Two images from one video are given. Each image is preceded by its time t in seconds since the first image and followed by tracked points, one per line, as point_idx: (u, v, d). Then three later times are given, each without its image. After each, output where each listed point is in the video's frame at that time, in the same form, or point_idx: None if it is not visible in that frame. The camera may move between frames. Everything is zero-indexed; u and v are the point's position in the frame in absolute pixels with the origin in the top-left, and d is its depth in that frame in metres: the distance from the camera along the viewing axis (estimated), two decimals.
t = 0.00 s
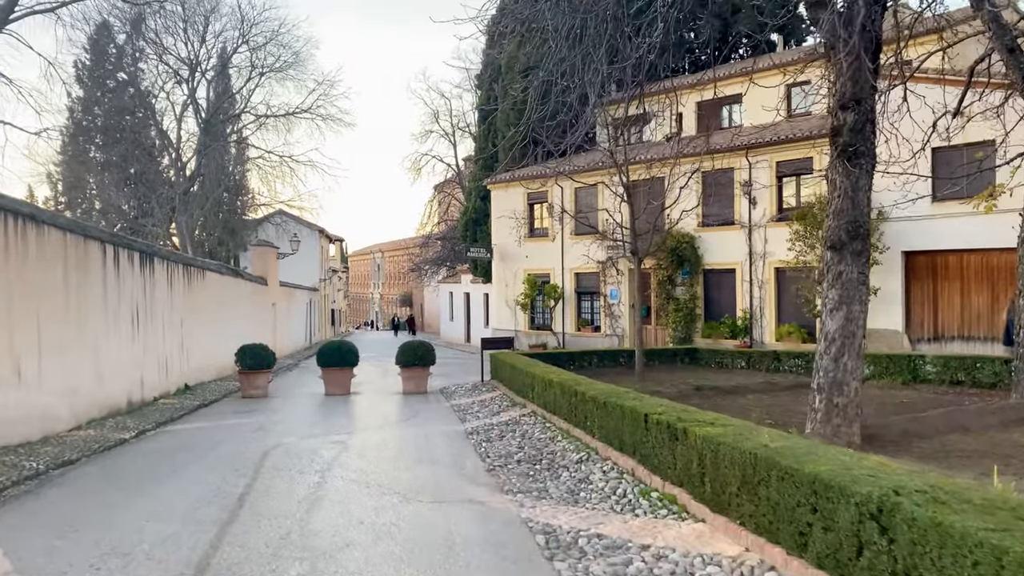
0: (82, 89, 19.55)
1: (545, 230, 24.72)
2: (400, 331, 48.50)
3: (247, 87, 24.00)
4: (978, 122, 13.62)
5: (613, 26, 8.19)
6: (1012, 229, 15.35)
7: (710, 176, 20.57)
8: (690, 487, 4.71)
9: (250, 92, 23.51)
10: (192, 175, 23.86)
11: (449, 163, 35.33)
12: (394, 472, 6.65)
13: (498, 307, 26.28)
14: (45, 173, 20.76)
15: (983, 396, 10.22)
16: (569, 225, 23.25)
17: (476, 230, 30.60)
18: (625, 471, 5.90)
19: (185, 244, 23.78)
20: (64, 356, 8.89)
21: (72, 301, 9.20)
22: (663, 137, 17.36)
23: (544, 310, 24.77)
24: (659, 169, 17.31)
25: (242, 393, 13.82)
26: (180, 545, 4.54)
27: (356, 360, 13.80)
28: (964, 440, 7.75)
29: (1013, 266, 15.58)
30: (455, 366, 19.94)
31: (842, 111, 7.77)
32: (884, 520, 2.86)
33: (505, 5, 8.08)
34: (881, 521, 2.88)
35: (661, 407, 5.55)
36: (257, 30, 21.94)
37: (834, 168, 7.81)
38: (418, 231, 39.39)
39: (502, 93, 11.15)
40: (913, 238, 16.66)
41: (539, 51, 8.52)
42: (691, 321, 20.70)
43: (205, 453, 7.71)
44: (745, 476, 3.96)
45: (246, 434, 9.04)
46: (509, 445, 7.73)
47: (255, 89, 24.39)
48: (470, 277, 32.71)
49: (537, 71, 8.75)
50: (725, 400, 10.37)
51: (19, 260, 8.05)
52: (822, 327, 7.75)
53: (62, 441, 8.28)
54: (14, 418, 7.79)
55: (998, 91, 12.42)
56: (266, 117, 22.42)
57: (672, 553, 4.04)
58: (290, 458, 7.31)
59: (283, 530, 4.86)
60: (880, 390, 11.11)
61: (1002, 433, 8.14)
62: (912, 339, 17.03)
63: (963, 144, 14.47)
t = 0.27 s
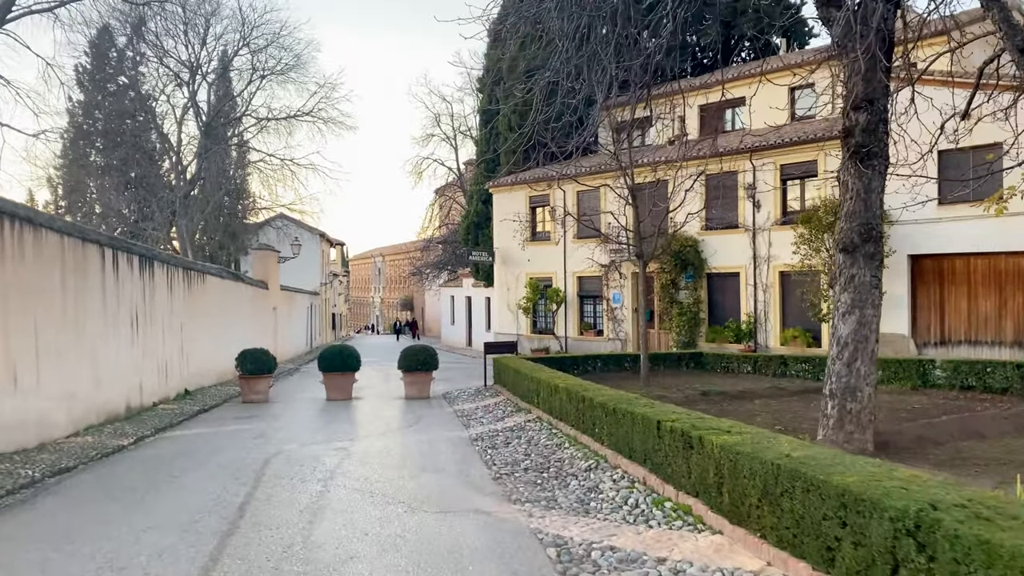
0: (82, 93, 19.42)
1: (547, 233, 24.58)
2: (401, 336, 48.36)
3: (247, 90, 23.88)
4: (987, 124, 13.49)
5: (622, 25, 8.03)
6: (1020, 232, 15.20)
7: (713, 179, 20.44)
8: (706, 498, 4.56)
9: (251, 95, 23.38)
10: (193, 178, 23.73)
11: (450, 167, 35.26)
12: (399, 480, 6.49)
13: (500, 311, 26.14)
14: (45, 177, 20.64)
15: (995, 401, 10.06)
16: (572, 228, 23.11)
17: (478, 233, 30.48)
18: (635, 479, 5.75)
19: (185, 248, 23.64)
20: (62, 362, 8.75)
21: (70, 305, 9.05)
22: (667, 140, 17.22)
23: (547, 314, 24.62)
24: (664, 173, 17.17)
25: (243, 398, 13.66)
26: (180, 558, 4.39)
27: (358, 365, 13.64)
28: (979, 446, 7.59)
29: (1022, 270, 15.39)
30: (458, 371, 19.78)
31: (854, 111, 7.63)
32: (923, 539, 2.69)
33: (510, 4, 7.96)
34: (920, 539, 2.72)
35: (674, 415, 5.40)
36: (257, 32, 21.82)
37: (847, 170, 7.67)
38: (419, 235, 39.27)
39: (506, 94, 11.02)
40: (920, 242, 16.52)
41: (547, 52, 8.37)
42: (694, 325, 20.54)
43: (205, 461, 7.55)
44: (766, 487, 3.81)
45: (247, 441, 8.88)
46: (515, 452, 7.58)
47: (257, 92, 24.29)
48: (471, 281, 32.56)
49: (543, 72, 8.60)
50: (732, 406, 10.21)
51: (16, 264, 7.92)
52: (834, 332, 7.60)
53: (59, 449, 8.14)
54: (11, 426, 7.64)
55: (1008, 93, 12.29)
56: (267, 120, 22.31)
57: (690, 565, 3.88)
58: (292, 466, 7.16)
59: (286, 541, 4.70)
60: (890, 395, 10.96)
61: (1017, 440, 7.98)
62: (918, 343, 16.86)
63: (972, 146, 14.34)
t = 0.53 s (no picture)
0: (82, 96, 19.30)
1: (550, 237, 24.42)
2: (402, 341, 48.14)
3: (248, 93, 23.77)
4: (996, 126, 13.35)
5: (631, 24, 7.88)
6: None
7: (718, 183, 20.30)
8: (724, 508, 4.39)
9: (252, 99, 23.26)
10: (194, 183, 23.60)
11: (452, 171, 35.14)
12: (403, 489, 6.32)
13: (502, 316, 25.97)
14: (45, 181, 20.51)
15: (1009, 407, 9.88)
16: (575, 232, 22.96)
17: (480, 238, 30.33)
18: (648, 488, 5.58)
19: (185, 252, 23.49)
20: (59, 368, 8.59)
21: (68, 310, 8.90)
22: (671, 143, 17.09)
23: (549, 319, 24.44)
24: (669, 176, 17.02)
25: (243, 404, 13.49)
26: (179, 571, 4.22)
27: (360, 370, 13.47)
28: (997, 453, 7.41)
29: None
30: (461, 376, 19.59)
31: (867, 111, 7.48)
32: (971, 556, 2.52)
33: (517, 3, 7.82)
34: (966, 556, 2.55)
35: (689, 421, 5.23)
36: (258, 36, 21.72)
37: (861, 171, 7.51)
38: (420, 240, 39.12)
39: (509, 96, 10.87)
40: (927, 246, 16.34)
41: (554, 51, 8.23)
42: (699, 330, 20.37)
43: (205, 468, 7.39)
44: (790, 497, 3.65)
45: (248, 448, 8.71)
46: (522, 460, 7.41)
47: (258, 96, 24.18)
48: (473, 285, 32.40)
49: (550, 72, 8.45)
50: (741, 412, 10.03)
51: (12, 268, 7.76)
52: (848, 336, 7.43)
53: (56, 456, 7.97)
54: (7, 433, 7.47)
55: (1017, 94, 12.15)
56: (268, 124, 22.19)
57: None
58: (293, 474, 6.99)
59: (288, 553, 4.53)
60: (902, 400, 10.78)
61: None
62: (925, 348, 16.67)
63: (980, 149, 14.20)
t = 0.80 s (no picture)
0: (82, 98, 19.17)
1: (553, 240, 24.24)
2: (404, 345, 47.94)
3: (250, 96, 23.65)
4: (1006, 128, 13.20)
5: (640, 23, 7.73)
6: None
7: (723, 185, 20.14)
8: (745, 521, 4.22)
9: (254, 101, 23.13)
10: (195, 186, 23.47)
11: (454, 174, 35.01)
12: (409, 498, 6.16)
13: (505, 320, 25.80)
14: (46, 184, 20.38)
15: None
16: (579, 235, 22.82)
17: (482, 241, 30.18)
18: (662, 498, 5.42)
19: (187, 256, 23.35)
20: (58, 373, 8.44)
21: (67, 314, 8.75)
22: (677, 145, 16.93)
23: (553, 323, 24.28)
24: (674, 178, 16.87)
25: (245, 408, 13.33)
26: None
27: (363, 374, 13.31)
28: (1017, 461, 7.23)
29: None
30: (464, 380, 19.42)
31: (883, 111, 7.31)
32: None
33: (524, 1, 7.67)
34: None
35: (705, 430, 5.07)
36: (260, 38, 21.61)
37: (876, 172, 7.35)
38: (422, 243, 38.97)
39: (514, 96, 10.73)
40: (936, 249, 16.17)
41: (562, 49, 8.07)
42: (704, 334, 20.20)
43: (206, 476, 7.23)
44: (819, 512, 3.48)
45: (250, 454, 8.55)
46: (530, 468, 7.24)
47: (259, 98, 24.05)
48: (475, 289, 32.25)
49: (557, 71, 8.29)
50: (752, 418, 9.85)
51: (10, 272, 7.62)
52: (864, 341, 7.25)
53: (54, 464, 7.81)
54: (5, 439, 7.32)
55: None
56: (270, 126, 22.07)
57: None
58: (296, 482, 6.83)
59: (293, 567, 4.38)
60: (914, 406, 10.60)
61: None
62: (934, 351, 16.50)
63: (989, 150, 14.04)
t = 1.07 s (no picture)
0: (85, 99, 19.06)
1: (558, 241, 24.09)
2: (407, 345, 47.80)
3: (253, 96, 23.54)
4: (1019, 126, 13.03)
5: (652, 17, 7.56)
6: None
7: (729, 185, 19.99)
8: (767, 528, 4.06)
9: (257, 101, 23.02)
10: (198, 186, 23.36)
11: (458, 175, 34.88)
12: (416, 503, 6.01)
13: (509, 321, 25.66)
14: (48, 184, 20.28)
15: None
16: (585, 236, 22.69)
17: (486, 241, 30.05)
18: (677, 503, 5.27)
19: (190, 257, 23.24)
20: (58, 375, 8.31)
21: (68, 315, 8.62)
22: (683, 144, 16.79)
23: (557, 324, 24.12)
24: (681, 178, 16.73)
25: (248, 410, 13.20)
26: None
27: (367, 376, 13.16)
28: None
29: None
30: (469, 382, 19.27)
31: (899, 107, 7.15)
32: None
33: None
34: None
35: (723, 434, 4.92)
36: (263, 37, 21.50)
37: (893, 169, 7.18)
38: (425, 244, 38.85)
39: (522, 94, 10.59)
40: (946, 249, 15.99)
41: (571, 45, 7.91)
42: (710, 334, 20.04)
43: (208, 480, 7.09)
44: (848, 520, 3.34)
45: (253, 458, 8.42)
46: (539, 471, 7.09)
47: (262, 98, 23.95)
48: (479, 289, 32.10)
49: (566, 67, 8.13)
50: (763, 420, 9.69)
51: (10, 272, 7.49)
52: (881, 342, 7.09)
53: (54, 467, 7.68)
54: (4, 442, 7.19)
55: None
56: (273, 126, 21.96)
57: None
58: (301, 486, 6.69)
59: None
60: (927, 408, 10.43)
61: None
62: (945, 352, 16.32)
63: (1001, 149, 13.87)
